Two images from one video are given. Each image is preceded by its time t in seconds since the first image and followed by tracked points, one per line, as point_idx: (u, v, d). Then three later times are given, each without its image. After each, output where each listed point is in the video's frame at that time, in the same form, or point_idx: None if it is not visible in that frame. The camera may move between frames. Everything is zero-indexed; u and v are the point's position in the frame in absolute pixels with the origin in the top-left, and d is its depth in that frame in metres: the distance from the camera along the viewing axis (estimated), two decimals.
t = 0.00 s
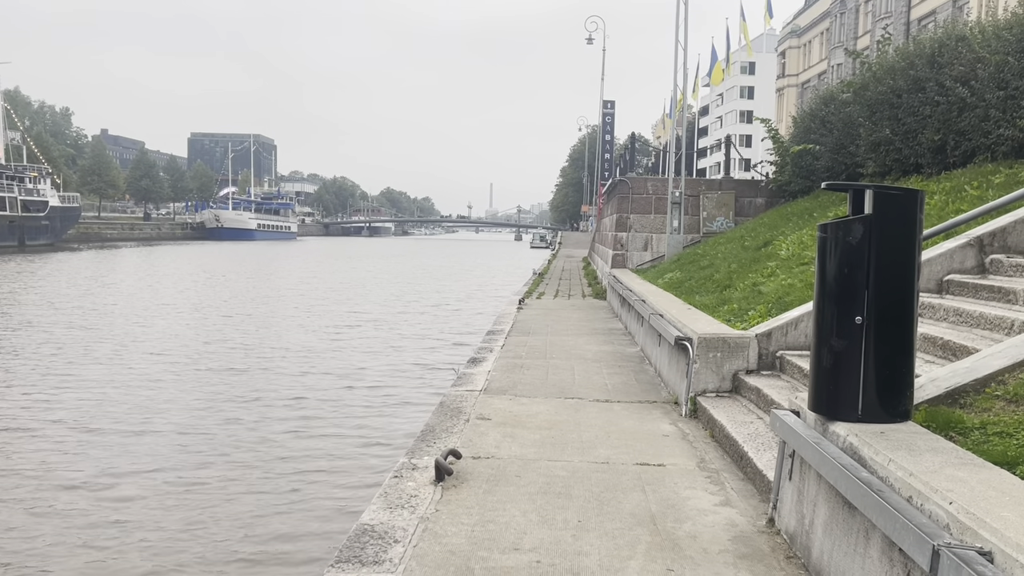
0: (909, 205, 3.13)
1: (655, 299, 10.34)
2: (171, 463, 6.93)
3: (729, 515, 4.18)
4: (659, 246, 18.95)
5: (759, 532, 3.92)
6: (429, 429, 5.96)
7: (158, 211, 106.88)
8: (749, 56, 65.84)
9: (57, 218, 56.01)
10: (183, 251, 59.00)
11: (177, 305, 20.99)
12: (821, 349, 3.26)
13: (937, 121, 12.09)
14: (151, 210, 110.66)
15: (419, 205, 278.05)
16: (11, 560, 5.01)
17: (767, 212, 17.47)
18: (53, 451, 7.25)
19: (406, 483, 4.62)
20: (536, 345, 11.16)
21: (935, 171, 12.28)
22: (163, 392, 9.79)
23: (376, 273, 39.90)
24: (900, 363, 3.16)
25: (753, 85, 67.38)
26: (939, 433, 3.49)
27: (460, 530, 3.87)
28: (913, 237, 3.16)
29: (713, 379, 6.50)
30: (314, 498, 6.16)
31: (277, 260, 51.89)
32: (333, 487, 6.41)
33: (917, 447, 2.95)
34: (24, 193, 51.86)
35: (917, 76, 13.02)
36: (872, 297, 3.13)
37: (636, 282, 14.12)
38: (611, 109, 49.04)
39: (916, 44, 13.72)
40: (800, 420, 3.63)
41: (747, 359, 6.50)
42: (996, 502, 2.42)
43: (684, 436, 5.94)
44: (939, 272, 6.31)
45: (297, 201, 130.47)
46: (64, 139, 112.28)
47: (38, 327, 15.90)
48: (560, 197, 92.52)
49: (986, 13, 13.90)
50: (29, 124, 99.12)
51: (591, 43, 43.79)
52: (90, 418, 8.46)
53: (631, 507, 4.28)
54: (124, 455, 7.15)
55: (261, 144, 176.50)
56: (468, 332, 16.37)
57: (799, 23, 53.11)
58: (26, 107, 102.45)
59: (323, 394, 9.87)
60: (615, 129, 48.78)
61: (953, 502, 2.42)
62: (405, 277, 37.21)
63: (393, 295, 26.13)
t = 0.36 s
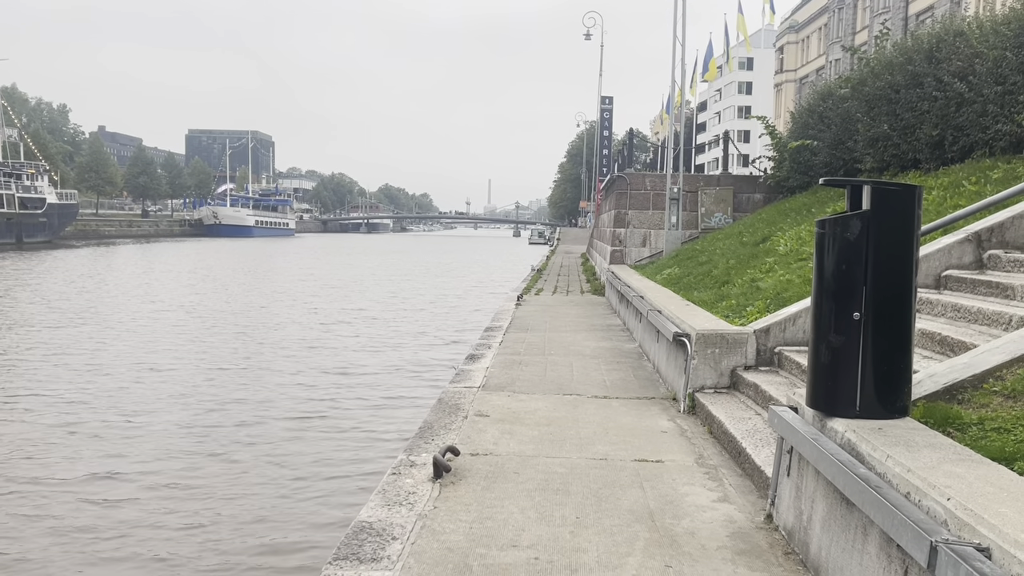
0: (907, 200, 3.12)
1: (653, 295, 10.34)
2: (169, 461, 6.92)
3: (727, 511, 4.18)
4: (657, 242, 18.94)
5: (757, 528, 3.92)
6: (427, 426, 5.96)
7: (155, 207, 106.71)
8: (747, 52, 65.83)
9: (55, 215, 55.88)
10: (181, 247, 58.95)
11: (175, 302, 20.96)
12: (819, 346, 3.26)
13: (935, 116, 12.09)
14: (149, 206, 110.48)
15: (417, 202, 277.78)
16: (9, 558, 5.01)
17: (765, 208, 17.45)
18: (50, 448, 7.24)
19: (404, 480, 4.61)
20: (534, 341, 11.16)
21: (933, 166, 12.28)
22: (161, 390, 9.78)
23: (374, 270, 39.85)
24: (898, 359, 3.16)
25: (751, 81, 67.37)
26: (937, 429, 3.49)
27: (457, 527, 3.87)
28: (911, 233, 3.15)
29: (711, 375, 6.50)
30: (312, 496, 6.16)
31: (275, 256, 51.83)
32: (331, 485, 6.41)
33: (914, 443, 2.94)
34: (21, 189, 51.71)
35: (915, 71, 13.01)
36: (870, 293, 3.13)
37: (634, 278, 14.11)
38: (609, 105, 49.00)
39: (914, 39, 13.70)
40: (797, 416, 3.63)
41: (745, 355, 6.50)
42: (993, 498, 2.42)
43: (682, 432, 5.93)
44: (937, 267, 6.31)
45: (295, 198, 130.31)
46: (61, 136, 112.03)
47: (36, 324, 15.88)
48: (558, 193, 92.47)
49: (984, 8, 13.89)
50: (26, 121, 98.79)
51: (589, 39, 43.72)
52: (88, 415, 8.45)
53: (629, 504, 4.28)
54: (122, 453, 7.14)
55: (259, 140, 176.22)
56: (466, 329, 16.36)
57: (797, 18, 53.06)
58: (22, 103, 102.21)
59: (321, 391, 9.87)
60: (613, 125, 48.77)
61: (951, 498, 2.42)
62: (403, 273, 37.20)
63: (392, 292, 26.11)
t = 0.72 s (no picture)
0: (906, 195, 3.11)
1: (652, 292, 10.34)
2: (168, 458, 6.92)
3: (726, 507, 4.18)
4: (655, 238, 18.95)
5: (756, 524, 3.92)
6: (426, 422, 5.96)
7: (153, 205, 106.58)
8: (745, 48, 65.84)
9: (53, 212, 55.74)
10: (180, 245, 58.88)
11: (173, 300, 20.94)
12: (818, 342, 3.26)
13: (934, 111, 12.09)
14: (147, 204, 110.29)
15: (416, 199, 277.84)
16: (8, 556, 5.01)
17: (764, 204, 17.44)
18: (49, 446, 7.24)
19: (403, 477, 4.61)
20: (533, 338, 11.17)
21: (931, 162, 12.27)
22: (159, 388, 9.78)
23: (373, 267, 39.81)
24: (898, 355, 3.15)
25: (749, 77, 67.35)
26: (936, 424, 3.49)
27: (456, 523, 3.86)
28: (909, 227, 3.14)
29: (710, 371, 6.51)
30: (312, 494, 6.16)
31: (273, 254, 51.79)
32: (330, 482, 6.42)
33: (914, 438, 2.94)
34: (19, 186, 51.57)
35: (913, 67, 13.01)
36: (869, 288, 3.13)
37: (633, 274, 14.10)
38: (607, 102, 48.97)
39: (913, 35, 13.69)
40: (796, 412, 3.63)
41: (744, 351, 6.50)
42: (993, 493, 2.42)
43: (681, 428, 5.94)
44: (936, 263, 6.31)
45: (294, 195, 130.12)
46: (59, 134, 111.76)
47: (34, 322, 15.86)
48: (556, 190, 92.42)
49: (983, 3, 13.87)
50: (24, 118, 98.56)
51: (587, 35, 43.70)
52: (87, 413, 8.44)
53: (628, 500, 4.28)
54: (120, 451, 7.13)
55: (257, 137, 175.97)
56: (465, 326, 16.37)
57: (795, 15, 53.03)
58: (20, 101, 102.01)
59: (320, 388, 9.87)
60: (611, 122, 48.76)
61: (950, 494, 2.42)
62: (402, 270, 37.21)
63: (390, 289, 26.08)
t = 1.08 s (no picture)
0: (903, 191, 3.11)
1: (651, 289, 10.34)
2: (167, 456, 6.92)
3: (725, 503, 4.18)
4: (655, 235, 18.95)
5: (755, 521, 3.92)
6: (425, 420, 5.96)
7: (153, 203, 106.56)
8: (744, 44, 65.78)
9: (52, 211, 55.68)
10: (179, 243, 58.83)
11: (173, 298, 20.94)
12: (815, 338, 3.26)
13: (933, 107, 12.08)
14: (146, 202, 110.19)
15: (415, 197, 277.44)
16: (8, 555, 5.01)
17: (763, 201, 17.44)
18: (48, 444, 7.24)
19: (402, 474, 4.61)
20: (532, 335, 11.16)
21: (931, 158, 12.26)
22: (158, 386, 9.77)
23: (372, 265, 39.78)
24: (895, 351, 3.15)
25: (748, 74, 67.26)
26: (934, 420, 3.49)
27: (455, 521, 3.86)
28: (906, 224, 3.14)
29: (708, 368, 6.51)
30: (311, 491, 6.17)
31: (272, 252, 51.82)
32: (329, 480, 6.41)
33: (912, 434, 2.94)
34: (19, 185, 51.50)
35: (912, 63, 12.99)
36: (866, 284, 3.13)
37: (632, 271, 14.10)
38: (607, 98, 48.92)
39: (912, 31, 13.67)
40: (794, 409, 3.63)
41: (743, 348, 6.50)
42: (991, 488, 2.42)
43: (680, 425, 5.94)
44: (934, 259, 6.31)
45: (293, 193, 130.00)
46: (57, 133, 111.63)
47: (34, 321, 15.87)
48: (556, 187, 92.37)
49: None
50: (22, 117, 98.46)
51: (586, 31, 43.65)
52: (85, 412, 8.44)
53: (627, 496, 4.28)
54: (119, 449, 7.13)
55: (256, 135, 175.80)
56: (464, 324, 16.36)
57: (794, 11, 52.97)
58: (19, 100, 101.88)
59: (319, 386, 9.87)
60: (611, 118, 48.72)
61: (948, 489, 2.42)
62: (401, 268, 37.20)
63: (390, 287, 26.06)
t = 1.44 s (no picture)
0: (902, 189, 3.12)
1: (651, 286, 10.33)
2: (167, 455, 6.93)
3: (724, 501, 4.19)
4: (654, 233, 18.95)
5: (754, 518, 3.93)
6: (425, 418, 5.97)
7: (153, 203, 106.57)
8: (744, 42, 65.75)
9: (52, 211, 55.71)
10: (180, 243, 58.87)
11: (173, 297, 20.95)
12: (814, 336, 3.26)
13: (932, 105, 12.08)
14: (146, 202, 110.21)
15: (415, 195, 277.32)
16: (8, 554, 5.02)
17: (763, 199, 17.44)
18: (48, 443, 7.25)
19: (402, 473, 4.62)
20: (532, 333, 11.17)
21: (930, 155, 12.26)
22: (159, 385, 9.78)
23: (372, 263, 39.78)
24: (895, 348, 3.16)
25: (748, 72, 67.24)
26: (933, 418, 3.49)
27: (455, 519, 3.87)
28: (905, 222, 3.14)
29: (708, 366, 6.51)
30: (312, 490, 6.18)
31: (273, 251, 51.87)
32: (329, 478, 6.42)
33: (910, 432, 2.95)
34: (19, 184, 51.51)
35: (912, 61, 12.99)
36: (865, 282, 3.13)
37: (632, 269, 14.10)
38: (606, 96, 48.95)
39: (911, 29, 13.67)
40: (794, 406, 3.63)
41: (743, 346, 6.50)
42: (989, 486, 2.42)
43: (680, 423, 5.94)
44: (934, 256, 6.31)
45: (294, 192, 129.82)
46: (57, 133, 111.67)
47: (34, 320, 15.87)
48: (556, 185, 92.35)
49: None
50: (21, 116, 98.38)
51: (586, 29, 43.66)
52: (86, 411, 8.45)
53: (626, 494, 4.28)
54: (119, 448, 7.13)
55: (255, 134, 175.75)
56: (464, 322, 16.37)
57: (794, 9, 52.92)
58: (19, 99, 101.86)
59: (320, 385, 9.88)
60: (610, 116, 48.72)
61: (946, 487, 2.43)
62: (401, 266, 37.22)
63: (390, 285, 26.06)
